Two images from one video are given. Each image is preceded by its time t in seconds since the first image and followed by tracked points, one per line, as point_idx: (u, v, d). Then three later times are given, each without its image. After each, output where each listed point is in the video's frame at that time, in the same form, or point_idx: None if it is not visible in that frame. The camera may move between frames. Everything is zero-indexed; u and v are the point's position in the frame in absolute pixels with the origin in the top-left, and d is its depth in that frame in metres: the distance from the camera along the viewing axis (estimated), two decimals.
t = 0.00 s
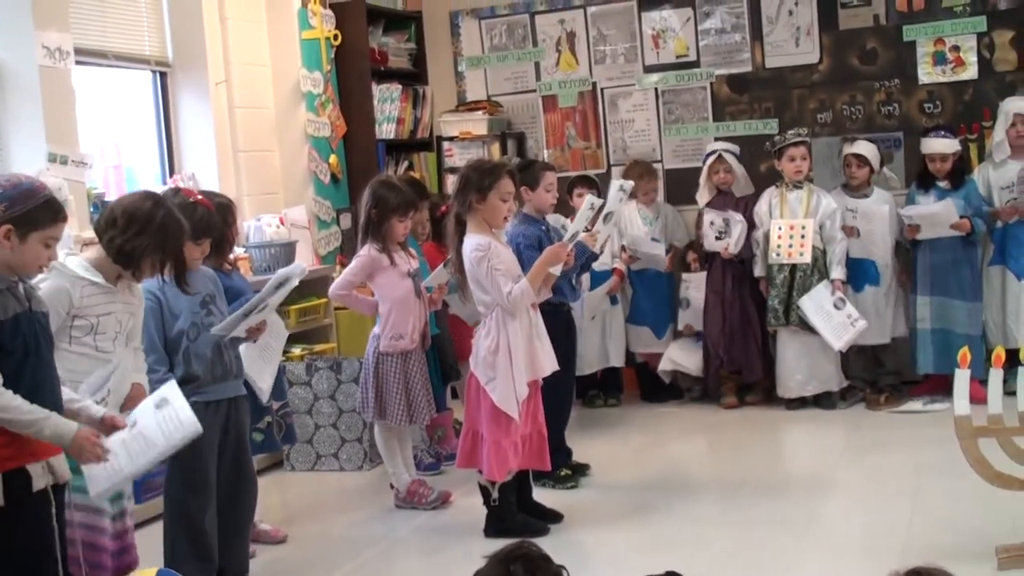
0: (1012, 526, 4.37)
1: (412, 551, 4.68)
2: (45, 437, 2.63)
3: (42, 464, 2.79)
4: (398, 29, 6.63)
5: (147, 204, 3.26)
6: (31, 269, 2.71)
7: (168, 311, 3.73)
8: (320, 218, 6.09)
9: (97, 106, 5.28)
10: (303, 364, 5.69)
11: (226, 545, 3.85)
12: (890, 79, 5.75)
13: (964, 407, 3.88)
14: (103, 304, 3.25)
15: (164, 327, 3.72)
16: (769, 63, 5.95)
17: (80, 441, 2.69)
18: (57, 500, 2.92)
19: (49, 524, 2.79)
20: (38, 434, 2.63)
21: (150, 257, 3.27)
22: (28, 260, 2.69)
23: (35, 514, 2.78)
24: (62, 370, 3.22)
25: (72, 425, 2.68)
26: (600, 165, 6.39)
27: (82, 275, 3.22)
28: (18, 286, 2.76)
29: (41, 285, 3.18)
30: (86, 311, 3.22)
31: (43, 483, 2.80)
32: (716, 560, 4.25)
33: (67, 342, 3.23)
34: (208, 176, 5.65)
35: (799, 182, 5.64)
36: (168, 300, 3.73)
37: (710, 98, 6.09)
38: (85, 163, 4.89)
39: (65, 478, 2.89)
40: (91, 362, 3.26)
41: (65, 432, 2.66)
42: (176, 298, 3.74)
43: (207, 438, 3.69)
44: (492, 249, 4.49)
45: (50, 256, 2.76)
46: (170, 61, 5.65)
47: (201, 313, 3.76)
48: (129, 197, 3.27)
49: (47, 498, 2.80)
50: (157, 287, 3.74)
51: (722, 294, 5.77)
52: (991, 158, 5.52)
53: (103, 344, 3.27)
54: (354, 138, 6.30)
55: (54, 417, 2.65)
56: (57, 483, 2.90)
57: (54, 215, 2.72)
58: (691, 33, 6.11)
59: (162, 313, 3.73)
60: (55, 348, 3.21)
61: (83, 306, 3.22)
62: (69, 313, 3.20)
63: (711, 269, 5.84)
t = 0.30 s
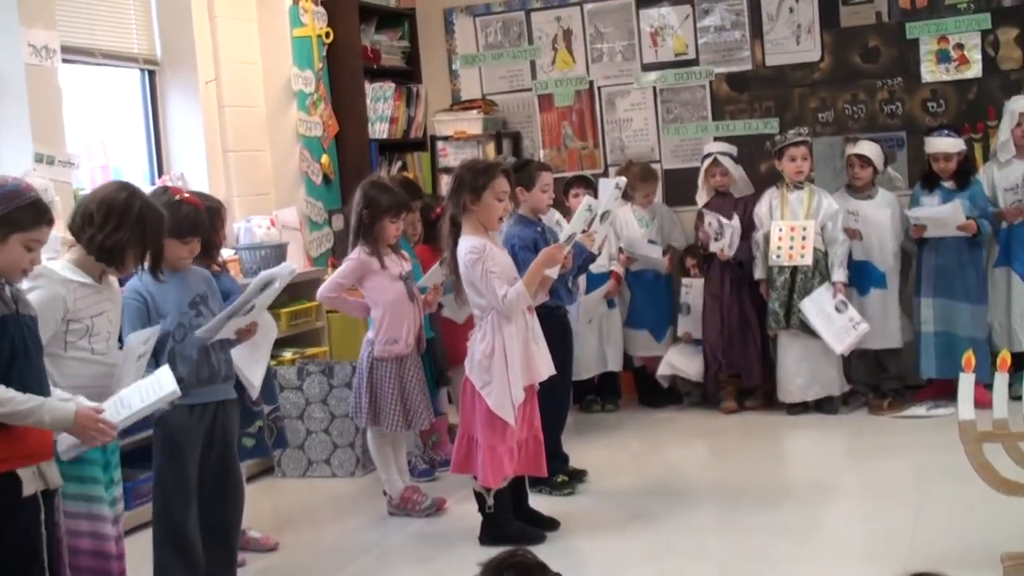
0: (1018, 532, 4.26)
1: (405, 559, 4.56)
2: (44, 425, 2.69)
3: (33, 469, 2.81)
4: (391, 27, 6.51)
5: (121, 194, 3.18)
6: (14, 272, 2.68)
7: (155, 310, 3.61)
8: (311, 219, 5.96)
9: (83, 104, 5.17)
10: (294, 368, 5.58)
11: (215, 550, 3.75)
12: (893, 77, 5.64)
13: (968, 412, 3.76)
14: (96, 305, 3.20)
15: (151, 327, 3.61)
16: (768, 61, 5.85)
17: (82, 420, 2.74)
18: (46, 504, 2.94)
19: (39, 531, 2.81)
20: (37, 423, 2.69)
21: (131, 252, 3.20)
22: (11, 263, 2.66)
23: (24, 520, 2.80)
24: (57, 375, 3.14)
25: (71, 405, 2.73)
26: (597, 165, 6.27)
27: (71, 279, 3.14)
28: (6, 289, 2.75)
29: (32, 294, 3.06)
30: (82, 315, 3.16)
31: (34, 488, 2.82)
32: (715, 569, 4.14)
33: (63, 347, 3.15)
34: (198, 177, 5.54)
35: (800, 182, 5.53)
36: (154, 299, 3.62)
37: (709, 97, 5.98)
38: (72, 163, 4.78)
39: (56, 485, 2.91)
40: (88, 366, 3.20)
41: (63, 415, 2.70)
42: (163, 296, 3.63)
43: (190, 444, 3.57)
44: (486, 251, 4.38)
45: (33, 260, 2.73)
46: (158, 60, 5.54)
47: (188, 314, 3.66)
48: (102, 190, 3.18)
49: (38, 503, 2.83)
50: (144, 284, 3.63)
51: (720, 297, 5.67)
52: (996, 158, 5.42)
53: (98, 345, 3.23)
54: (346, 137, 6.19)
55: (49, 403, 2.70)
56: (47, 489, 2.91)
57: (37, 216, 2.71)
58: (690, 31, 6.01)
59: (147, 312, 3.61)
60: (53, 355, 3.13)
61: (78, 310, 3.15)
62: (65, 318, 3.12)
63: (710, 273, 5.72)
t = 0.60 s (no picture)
0: None
1: (398, 570, 4.39)
2: (29, 430, 2.66)
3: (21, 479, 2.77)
4: (385, 21, 6.34)
5: (58, 177, 3.03)
6: None
7: (142, 310, 3.44)
8: (302, 219, 5.80)
9: (68, 101, 5.00)
10: (284, 372, 5.42)
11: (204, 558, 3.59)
12: (902, 73, 5.47)
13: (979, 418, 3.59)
14: (78, 305, 3.11)
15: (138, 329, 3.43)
16: (774, 57, 5.68)
17: (69, 419, 2.70)
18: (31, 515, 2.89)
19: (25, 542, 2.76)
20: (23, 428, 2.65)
21: (100, 230, 3.07)
22: None
23: (7, 527, 2.74)
24: (48, 380, 3.06)
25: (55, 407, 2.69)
26: (596, 164, 6.10)
27: (46, 282, 3.04)
28: None
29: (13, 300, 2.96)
30: (64, 316, 3.07)
31: (22, 497, 2.78)
32: None
33: (49, 352, 3.06)
34: (186, 175, 5.37)
35: (806, 181, 5.36)
36: (142, 298, 3.45)
37: (713, 93, 5.81)
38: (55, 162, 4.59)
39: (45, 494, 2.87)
40: (77, 369, 3.11)
41: (47, 417, 2.66)
42: (150, 297, 3.46)
43: (174, 450, 3.40)
44: (484, 250, 4.20)
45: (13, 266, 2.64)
46: (145, 55, 5.37)
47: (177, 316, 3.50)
48: (40, 183, 3.02)
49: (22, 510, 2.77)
50: (131, 283, 3.45)
51: (723, 300, 5.50)
52: (1009, 156, 5.25)
53: (85, 346, 3.13)
54: (339, 135, 6.02)
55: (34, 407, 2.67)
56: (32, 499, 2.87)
57: (16, 218, 2.63)
58: (693, 26, 5.84)
59: (133, 315, 3.43)
60: (41, 361, 3.04)
61: (58, 312, 3.06)
62: (48, 322, 3.03)
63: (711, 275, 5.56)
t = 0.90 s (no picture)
0: None
1: None
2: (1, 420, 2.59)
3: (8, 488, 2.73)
4: (380, 14, 6.17)
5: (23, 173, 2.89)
6: None
7: (135, 313, 3.29)
8: (295, 218, 5.65)
9: (54, 97, 4.85)
10: (276, 376, 5.26)
11: (195, 570, 3.44)
12: (913, 68, 5.32)
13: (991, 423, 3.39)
14: (63, 303, 2.97)
15: (131, 332, 3.28)
16: (781, 51, 5.52)
17: (39, 403, 2.61)
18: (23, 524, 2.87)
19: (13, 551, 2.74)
20: None
21: (71, 221, 2.91)
22: None
23: None
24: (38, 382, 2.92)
25: (25, 394, 2.62)
26: (598, 162, 5.95)
27: (31, 281, 2.90)
28: None
29: None
30: (50, 314, 2.93)
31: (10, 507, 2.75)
32: None
33: (38, 353, 2.93)
34: (176, 173, 5.21)
35: (813, 179, 5.20)
36: (135, 300, 3.30)
37: (718, 89, 5.65)
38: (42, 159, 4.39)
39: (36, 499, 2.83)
40: (64, 371, 2.97)
41: (16, 405, 2.59)
42: (143, 299, 3.31)
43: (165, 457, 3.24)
44: (478, 250, 4.04)
45: None
46: (134, 49, 5.21)
47: (171, 319, 3.36)
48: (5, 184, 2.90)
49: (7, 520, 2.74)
50: (123, 285, 3.30)
51: (728, 300, 5.35)
52: None
53: (74, 346, 3.00)
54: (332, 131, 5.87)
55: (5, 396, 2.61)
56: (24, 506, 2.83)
57: None
58: (698, 19, 5.67)
59: (127, 316, 3.28)
60: (29, 363, 2.91)
61: (44, 311, 2.92)
62: (35, 322, 2.89)
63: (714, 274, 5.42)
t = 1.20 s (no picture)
0: None
1: None
2: None
3: None
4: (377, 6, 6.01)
5: (18, 175, 2.79)
6: None
7: (139, 313, 3.28)
8: (288, 216, 5.47)
9: (39, 92, 4.68)
10: (269, 380, 5.09)
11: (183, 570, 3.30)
12: (927, 61, 5.15)
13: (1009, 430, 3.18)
14: (51, 302, 2.88)
15: (136, 332, 3.27)
16: (791, 44, 5.35)
17: (18, 404, 2.54)
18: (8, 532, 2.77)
19: (6, 556, 2.69)
20: None
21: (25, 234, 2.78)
22: None
23: None
24: (24, 385, 2.82)
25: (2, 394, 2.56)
26: (601, 158, 5.78)
27: (16, 279, 2.82)
28: None
29: None
30: (36, 315, 2.84)
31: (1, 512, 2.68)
32: None
33: (23, 354, 2.83)
34: (166, 170, 5.04)
35: (824, 176, 5.03)
36: (137, 300, 3.28)
37: (726, 83, 5.48)
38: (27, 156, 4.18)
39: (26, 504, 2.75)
40: (49, 374, 2.87)
41: None
42: (144, 300, 3.30)
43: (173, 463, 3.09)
44: (475, 249, 3.87)
45: None
46: (122, 42, 5.03)
47: (166, 318, 3.40)
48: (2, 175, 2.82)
49: None
50: (123, 286, 3.26)
51: (736, 302, 5.17)
52: None
53: (61, 348, 2.90)
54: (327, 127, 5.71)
55: None
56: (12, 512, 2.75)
57: None
58: (705, 11, 5.50)
59: (132, 320, 3.26)
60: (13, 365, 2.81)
61: (30, 311, 2.83)
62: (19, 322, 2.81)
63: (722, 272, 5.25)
